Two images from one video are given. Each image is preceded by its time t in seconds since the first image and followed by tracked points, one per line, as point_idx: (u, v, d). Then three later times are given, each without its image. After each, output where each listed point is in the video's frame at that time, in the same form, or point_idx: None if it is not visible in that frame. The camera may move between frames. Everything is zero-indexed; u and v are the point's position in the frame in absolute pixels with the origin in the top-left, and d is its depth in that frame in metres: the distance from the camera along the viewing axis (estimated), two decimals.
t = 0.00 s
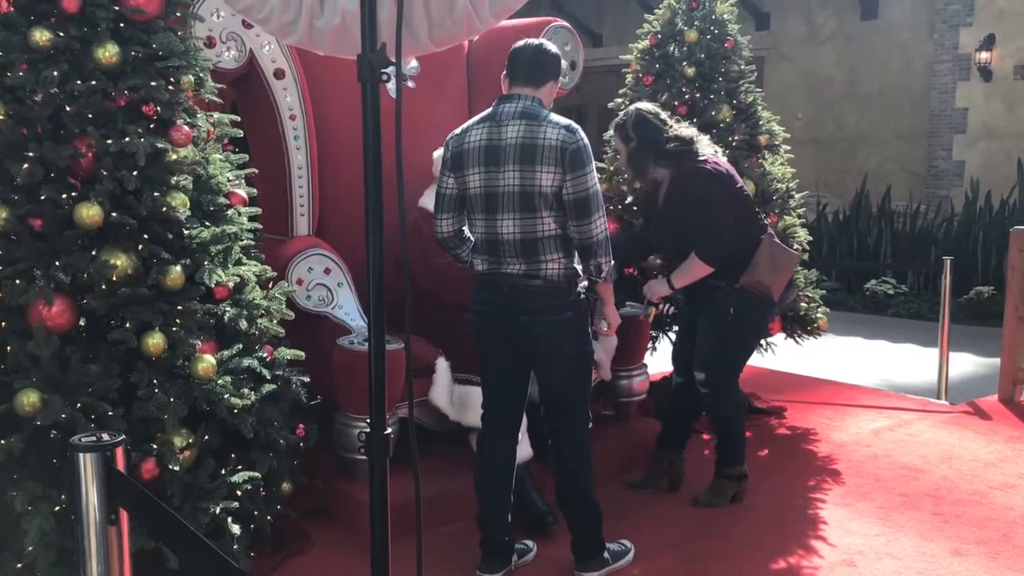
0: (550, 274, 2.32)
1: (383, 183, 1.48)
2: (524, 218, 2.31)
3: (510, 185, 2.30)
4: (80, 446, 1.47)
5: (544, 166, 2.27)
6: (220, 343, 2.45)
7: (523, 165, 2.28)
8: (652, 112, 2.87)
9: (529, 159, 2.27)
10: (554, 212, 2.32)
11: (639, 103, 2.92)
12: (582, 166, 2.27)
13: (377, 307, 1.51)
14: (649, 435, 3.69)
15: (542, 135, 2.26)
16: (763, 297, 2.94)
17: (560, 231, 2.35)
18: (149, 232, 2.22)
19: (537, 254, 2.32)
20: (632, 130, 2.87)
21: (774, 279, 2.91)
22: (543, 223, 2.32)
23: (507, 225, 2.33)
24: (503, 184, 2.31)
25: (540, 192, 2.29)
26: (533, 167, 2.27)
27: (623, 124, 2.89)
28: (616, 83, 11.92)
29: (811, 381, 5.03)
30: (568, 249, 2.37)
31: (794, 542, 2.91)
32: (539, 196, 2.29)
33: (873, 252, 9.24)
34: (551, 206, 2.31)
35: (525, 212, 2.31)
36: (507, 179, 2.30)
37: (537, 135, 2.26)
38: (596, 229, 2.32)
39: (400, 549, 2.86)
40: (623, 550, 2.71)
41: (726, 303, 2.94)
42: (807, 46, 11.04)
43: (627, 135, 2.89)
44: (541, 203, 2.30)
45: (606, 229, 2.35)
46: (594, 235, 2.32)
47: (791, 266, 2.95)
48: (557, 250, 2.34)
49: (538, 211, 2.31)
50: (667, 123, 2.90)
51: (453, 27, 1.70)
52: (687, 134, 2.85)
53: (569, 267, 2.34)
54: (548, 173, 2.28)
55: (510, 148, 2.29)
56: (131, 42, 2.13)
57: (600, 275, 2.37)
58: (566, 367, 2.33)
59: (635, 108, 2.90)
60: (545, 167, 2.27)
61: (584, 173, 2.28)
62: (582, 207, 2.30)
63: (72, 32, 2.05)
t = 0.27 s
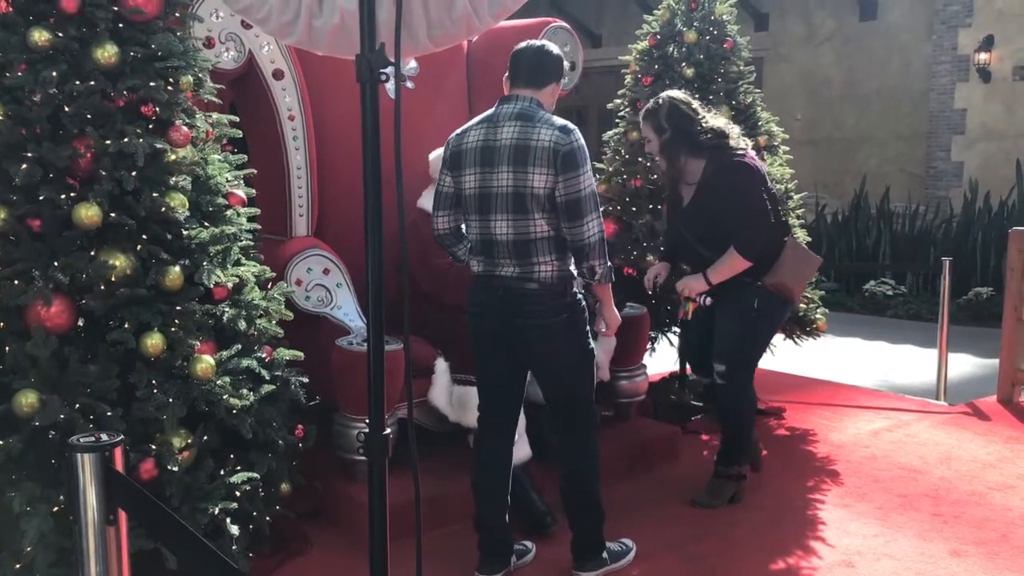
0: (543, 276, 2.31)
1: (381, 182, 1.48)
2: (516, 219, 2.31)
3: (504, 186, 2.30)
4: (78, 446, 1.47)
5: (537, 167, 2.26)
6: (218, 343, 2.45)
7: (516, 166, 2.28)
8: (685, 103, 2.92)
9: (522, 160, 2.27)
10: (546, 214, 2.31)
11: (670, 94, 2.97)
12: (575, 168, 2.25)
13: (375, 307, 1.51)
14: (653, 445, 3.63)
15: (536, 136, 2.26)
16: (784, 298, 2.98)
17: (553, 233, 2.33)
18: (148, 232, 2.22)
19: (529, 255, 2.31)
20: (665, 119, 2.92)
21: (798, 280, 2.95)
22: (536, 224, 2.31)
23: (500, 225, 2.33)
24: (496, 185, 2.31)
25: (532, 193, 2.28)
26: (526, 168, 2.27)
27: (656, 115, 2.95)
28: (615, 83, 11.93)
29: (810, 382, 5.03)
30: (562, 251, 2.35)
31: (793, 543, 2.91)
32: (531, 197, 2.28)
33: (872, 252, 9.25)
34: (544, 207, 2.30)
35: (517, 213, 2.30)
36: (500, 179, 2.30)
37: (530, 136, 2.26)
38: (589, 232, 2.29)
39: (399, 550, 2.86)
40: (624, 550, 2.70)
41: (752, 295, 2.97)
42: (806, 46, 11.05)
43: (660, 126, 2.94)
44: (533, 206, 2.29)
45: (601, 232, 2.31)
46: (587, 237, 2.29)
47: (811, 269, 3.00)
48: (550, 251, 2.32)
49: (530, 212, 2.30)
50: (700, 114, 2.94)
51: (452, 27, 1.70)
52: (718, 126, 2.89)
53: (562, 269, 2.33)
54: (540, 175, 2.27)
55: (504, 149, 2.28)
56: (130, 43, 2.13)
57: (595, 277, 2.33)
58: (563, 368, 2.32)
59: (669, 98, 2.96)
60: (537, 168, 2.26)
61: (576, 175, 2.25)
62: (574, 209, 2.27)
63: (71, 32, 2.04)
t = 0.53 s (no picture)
0: (548, 277, 2.30)
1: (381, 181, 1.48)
2: (524, 220, 2.31)
3: (514, 186, 2.30)
4: (77, 445, 1.46)
5: (545, 169, 2.26)
6: (217, 343, 2.45)
7: (525, 167, 2.28)
8: (718, 106, 3.01)
9: (531, 161, 2.27)
10: (555, 216, 2.30)
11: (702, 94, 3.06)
12: (582, 172, 2.23)
13: (375, 306, 1.51)
14: (653, 442, 3.62)
15: (546, 139, 2.26)
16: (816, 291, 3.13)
17: (561, 236, 2.32)
18: (147, 231, 2.22)
19: (536, 256, 2.31)
20: (702, 122, 2.99)
21: (828, 270, 3.12)
22: (544, 226, 2.30)
23: (509, 225, 2.33)
24: (507, 185, 2.32)
25: (540, 195, 2.28)
26: (534, 170, 2.27)
27: (692, 118, 3.01)
28: (615, 84, 11.94)
29: (809, 381, 5.04)
30: (572, 254, 2.33)
31: (791, 542, 2.91)
32: (539, 198, 2.28)
33: (871, 252, 9.25)
34: (552, 209, 2.29)
35: (525, 214, 2.31)
36: (510, 179, 2.31)
37: (541, 138, 2.26)
38: (596, 236, 2.26)
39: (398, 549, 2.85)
40: (655, 549, 2.68)
41: (782, 294, 3.05)
42: (805, 47, 11.08)
43: (695, 129, 3.01)
44: (542, 207, 2.29)
45: (609, 238, 2.27)
46: (593, 242, 2.26)
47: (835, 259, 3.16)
48: (557, 254, 2.31)
49: (538, 214, 2.30)
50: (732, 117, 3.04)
51: (452, 26, 1.70)
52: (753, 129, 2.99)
53: (569, 272, 2.31)
54: (548, 177, 2.26)
55: (516, 150, 2.29)
56: (129, 41, 2.13)
57: (603, 283, 2.29)
58: (563, 366, 2.32)
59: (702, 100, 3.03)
60: (546, 169, 2.26)
61: (584, 179, 2.23)
62: (581, 213, 2.25)
63: (70, 30, 2.04)
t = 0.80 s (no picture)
0: (585, 280, 2.40)
1: (380, 181, 1.48)
2: (562, 223, 2.41)
3: (552, 191, 2.41)
4: (75, 443, 1.46)
5: (581, 174, 2.35)
6: (216, 341, 2.45)
7: (562, 172, 2.38)
8: (753, 97, 3.05)
9: (568, 167, 2.36)
10: (592, 219, 2.39)
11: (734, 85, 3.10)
12: (615, 177, 2.29)
13: (373, 305, 1.51)
14: (650, 443, 3.63)
15: (582, 144, 2.34)
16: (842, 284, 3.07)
17: (599, 240, 2.40)
18: (145, 230, 2.22)
19: (573, 259, 2.41)
20: (734, 111, 3.03)
21: (852, 262, 3.06)
22: (581, 229, 2.40)
23: (548, 228, 2.44)
24: (546, 190, 2.42)
25: (577, 199, 2.37)
26: (571, 175, 2.36)
27: (724, 108, 3.05)
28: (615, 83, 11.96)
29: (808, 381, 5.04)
30: (610, 257, 2.41)
31: (789, 542, 2.91)
32: (576, 202, 2.38)
33: (870, 251, 9.25)
34: (589, 213, 2.38)
35: (563, 217, 2.41)
36: (549, 184, 2.41)
37: (577, 144, 2.35)
38: (630, 242, 2.32)
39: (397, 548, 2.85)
40: (666, 558, 2.65)
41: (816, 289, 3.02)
42: (802, 48, 11.18)
43: (729, 118, 3.05)
44: (579, 212, 2.39)
45: (644, 242, 2.33)
46: (627, 248, 2.32)
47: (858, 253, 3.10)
48: (594, 257, 2.40)
49: (575, 217, 2.39)
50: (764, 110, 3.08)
51: (451, 25, 1.70)
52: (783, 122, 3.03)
53: (606, 275, 2.40)
54: (584, 182, 2.35)
55: (554, 155, 2.39)
56: (128, 40, 2.13)
57: (639, 287, 2.37)
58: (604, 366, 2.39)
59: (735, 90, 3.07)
60: (581, 174, 2.35)
61: (617, 185, 2.30)
62: (615, 218, 2.32)
63: (69, 29, 2.04)
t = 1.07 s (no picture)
0: (628, 272, 2.43)
1: (380, 181, 1.48)
2: (607, 215, 2.45)
3: (596, 182, 2.45)
4: (75, 441, 1.47)
5: (624, 165, 2.38)
6: (214, 339, 2.45)
7: (606, 163, 2.41)
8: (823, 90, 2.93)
9: (611, 158, 2.39)
10: (636, 210, 2.41)
11: (803, 75, 2.97)
12: (659, 166, 2.30)
13: (373, 304, 1.51)
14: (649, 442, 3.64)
15: (625, 135, 2.36)
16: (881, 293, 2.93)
17: (643, 231, 2.42)
18: (144, 228, 2.22)
19: (616, 251, 2.44)
20: (800, 103, 2.91)
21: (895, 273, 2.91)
22: (624, 220, 2.42)
23: (594, 221, 2.49)
24: (591, 182, 2.46)
25: (620, 190, 2.40)
26: (614, 167, 2.39)
27: (792, 99, 2.92)
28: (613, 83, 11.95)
29: (806, 380, 5.05)
30: (655, 248, 2.42)
31: (787, 541, 2.91)
32: (619, 193, 2.41)
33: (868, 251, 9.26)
34: (633, 204, 2.41)
35: (608, 209, 2.44)
36: (593, 177, 2.45)
37: (620, 135, 2.37)
38: (677, 231, 2.33)
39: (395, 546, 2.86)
40: (665, 558, 2.66)
41: (866, 292, 2.91)
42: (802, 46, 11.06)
43: (797, 109, 2.91)
44: (623, 204, 2.41)
45: (691, 231, 2.33)
46: (674, 237, 2.33)
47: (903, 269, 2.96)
48: (637, 249, 2.42)
49: (619, 209, 2.42)
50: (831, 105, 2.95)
51: (451, 24, 1.70)
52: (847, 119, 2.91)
53: (649, 266, 2.41)
54: (626, 173, 2.38)
55: (598, 147, 2.43)
56: (127, 38, 2.12)
57: (688, 277, 2.38)
58: (630, 356, 2.42)
59: (802, 81, 2.94)
60: (624, 165, 2.38)
61: (660, 174, 2.31)
62: (660, 208, 2.33)
63: (68, 27, 2.04)
